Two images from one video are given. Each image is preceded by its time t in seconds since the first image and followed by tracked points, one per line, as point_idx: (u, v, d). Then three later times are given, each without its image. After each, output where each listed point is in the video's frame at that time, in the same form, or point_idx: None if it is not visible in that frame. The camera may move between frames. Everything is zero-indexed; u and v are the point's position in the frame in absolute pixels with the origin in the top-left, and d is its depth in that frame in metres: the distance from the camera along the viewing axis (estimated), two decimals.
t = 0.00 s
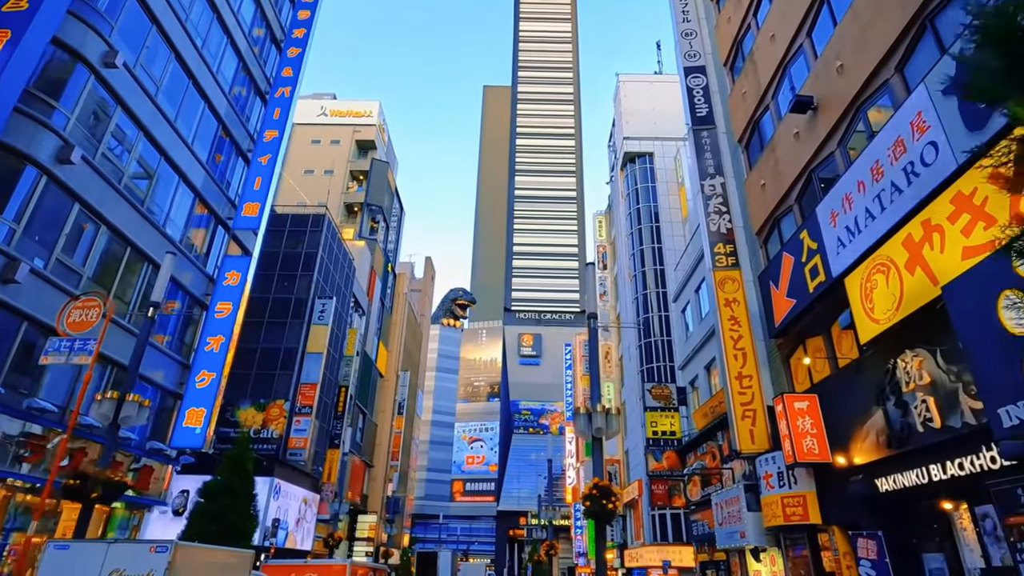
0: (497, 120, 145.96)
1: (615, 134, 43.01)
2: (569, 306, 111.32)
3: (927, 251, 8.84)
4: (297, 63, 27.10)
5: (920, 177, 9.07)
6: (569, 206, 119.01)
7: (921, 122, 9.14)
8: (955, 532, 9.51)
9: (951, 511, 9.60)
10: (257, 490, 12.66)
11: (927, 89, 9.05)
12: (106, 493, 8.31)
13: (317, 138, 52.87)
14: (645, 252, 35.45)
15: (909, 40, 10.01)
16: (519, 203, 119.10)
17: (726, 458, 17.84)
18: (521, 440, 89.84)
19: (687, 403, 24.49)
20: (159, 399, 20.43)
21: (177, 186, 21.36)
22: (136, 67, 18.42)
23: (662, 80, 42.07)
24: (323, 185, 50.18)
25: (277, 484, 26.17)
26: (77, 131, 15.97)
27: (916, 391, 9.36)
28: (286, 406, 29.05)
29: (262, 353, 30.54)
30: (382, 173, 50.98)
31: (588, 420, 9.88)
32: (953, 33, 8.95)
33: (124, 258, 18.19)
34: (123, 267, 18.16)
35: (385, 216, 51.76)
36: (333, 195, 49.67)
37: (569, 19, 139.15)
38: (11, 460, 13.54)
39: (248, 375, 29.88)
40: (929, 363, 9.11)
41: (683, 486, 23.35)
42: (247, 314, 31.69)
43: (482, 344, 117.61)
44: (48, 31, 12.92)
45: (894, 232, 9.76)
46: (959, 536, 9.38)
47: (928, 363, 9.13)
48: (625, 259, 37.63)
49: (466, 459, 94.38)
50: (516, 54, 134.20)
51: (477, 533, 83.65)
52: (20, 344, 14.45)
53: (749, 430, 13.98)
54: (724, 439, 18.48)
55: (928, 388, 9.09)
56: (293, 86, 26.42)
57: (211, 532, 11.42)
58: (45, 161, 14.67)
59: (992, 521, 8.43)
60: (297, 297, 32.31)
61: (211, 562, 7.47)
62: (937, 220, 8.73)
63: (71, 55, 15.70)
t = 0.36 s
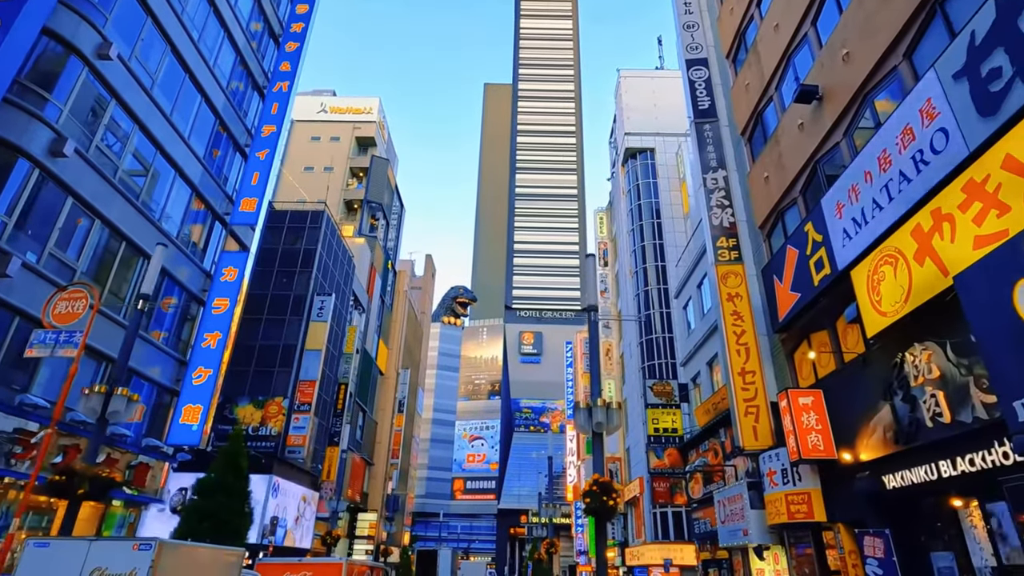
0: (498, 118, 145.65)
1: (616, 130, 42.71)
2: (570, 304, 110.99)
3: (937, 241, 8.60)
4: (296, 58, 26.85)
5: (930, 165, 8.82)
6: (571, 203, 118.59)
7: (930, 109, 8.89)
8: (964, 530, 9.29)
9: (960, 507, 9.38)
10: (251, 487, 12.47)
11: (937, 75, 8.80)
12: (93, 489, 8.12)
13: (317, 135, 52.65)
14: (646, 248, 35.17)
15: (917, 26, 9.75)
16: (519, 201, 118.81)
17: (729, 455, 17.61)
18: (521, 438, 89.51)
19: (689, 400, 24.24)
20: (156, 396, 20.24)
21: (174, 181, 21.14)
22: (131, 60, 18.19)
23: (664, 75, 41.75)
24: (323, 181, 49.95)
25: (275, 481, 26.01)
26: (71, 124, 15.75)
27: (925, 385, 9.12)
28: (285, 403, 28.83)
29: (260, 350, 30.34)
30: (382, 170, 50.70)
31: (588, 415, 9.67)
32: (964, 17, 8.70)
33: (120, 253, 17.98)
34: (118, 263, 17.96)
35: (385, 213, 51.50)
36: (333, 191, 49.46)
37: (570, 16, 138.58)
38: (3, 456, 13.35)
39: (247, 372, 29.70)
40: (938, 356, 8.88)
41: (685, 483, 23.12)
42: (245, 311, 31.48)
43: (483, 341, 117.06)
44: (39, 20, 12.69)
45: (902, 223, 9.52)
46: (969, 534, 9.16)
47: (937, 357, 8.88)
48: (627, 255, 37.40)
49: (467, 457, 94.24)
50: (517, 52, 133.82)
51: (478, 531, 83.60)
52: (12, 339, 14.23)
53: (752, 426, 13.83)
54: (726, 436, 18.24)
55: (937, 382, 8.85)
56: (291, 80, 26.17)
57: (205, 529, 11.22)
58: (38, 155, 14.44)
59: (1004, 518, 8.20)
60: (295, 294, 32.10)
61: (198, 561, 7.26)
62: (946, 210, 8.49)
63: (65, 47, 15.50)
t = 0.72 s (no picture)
0: (497, 117, 145.44)
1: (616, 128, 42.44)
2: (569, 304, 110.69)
3: (948, 232, 8.36)
4: (293, 52, 26.56)
5: (941, 154, 8.58)
6: (570, 203, 118.27)
7: (941, 96, 8.66)
8: (976, 529, 9.06)
9: (970, 506, 9.16)
10: (244, 484, 12.22)
11: (948, 61, 8.56)
12: (79, 485, 7.86)
13: (315, 133, 52.34)
14: (646, 246, 34.90)
15: (926, 13, 9.52)
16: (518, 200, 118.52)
17: (731, 454, 17.37)
18: (520, 438, 89.13)
19: (689, 398, 23.99)
20: (150, 393, 19.94)
21: (168, 176, 20.84)
22: (124, 52, 17.92)
23: (665, 73, 41.55)
24: (321, 179, 49.66)
25: (272, 480, 25.77)
26: (62, 116, 15.45)
27: (935, 380, 8.88)
28: (282, 402, 28.50)
29: (256, 348, 30.04)
30: (381, 168, 50.40)
31: (590, 410, 9.41)
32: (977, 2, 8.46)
33: (112, 248, 17.68)
34: (111, 258, 17.67)
35: (384, 211, 51.18)
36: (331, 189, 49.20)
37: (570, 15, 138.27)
38: None
39: (243, 370, 29.40)
40: (947, 350, 8.64)
41: (686, 482, 22.89)
42: (241, 308, 31.20)
43: (481, 341, 116.08)
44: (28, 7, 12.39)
45: (912, 213, 9.28)
46: (979, 533, 8.94)
47: (947, 350, 8.64)
48: (626, 253, 37.17)
49: (466, 457, 93.98)
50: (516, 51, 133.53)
51: (476, 531, 83.57)
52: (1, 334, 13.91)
53: (755, 424, 13.61)
54: (728, 434, 18.00)
55: (948, 377, 8.61)
56: (288, 75, 25.91)
57: (196, 528, 10.96)
58: (29, 147, 14.15)
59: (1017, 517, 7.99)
60: (293, 292, 31.80)
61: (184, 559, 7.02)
62: (958, 199, 8.26)
63: (56, 37, 15.23)
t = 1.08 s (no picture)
0: (498, 117, 145.19)
1: (617, 126, 42.17)
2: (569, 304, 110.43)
3: (960, 225, 8.13)
4: (291, 49, 26.35)
5: (952, 145, 8.35)
6: (570, 202, 118.00)
7: (952, 86, 8.43)
8: (987, 531, 8.82)
9: (981, 507, 8.91)
10: (238, 484, 11.98)
11: (961, 50, 8.32)
12: (64, 485, 7.61)
13: (315, 131, 52.14)
14: (647, 245, 34.65)
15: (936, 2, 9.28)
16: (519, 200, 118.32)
17: (734, 454, 17.15)
18: (521, 438, 88.80)
19: (691, 398, 23.76)
20: (146, 392, 19.69)
21: (165, 172, 20.62)
22: (119, 46, 17.71)
23: (666, 71, 41.35)
24: (321, 178, 49.43)
25: (270, 480, 25.56)
26: (56, 111, 15.24)
27: (945, 378, 8.65)
28: (279, 401, 28.23)
29: (254, 346, 29.78)
30: (381, 166, 50.18)
31: (591, 408, 9.18)
32: None
33: (106, 244, 17.45)
34: (105, 254, 17.44)
35: (383, 210, 50.92)
36: (331, 188, 48.98)
37: (570, 15, 138.05)
38: None
39: (241, 369, 29.16)
40: (958, 347, 8.40)
41: (687, 482, 22.69)
42: (239, 307, 30.97)
43: (481, 341, 116.18)
44: None
45: (921, 206, 9.06)
46: (991, 535, 8.70)
47: (958, 347, 8.40)
48: (627, 252, 36.94)
49: (465, 457, 93.66)
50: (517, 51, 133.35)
51: (476, 531, 83.44)
52: None
53: (758, 423, 13.36)
54: (730, 434, 17.77)
55: (959, 375, 8.37)
56: (286, 71, 25.69)
57: (188, 528, 10.71)
58: (21, 141, 13.92)
59: None
60: (291, 290, 31.56)
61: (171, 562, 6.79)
62: (970, 191, 8.02)
63: (50, 31, 15.02)
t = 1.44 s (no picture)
0: (496, 115, 144.94)
1: (616, 123, 41.97)
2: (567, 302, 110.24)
3: (964, 216, 7.96)
4: (287, 42, 26.11)
5: (956, 134, 8.17)
6: (569, 201, 117.75)
7: (957, 74, 8.25)
8: (989, 528, 8.67)
9: (983, 504, 8.76)
10: (228, 479, 11.76)
11: (965, 38, 8.15)
12: (46, 479, 7.41)
13: (312, 127, 51.88)
14: (645, 242, 34.49)
15: None
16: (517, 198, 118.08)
17: (731, 451, 17.02)
18: (518, 436, 88.65)
19: (689, 395, 23.61)
20: (138, 388, 19.49)
21: (158, 165, 20.38)
22: (111, 37, 17.47)
23: (665, 67, 41.16)
24: (318, 174, 49.19)
25: (264, 477, 25.35)
26: (46, 101, 14.99)
27: (946, 372, 8.48)
28: (275, 398, 28.01)
29: (249, 342, 29.57)
30: (378, 163, 49.95)
31: (586, 402, 9.01)
32: None
33: (98, 237, 17.23)
34: (97, 247, 17.22)
35: (381, 207, 50.69)
36: (328, 184, 48.71)
37: (570, 13, 137.77)
38: None
39: (236, 365, 28.93)
40: (960, 340, 8.23)
41: (684, 480, 22.57)
42: (234, 302, 30.74)
43: (479, 339, 116.01)
44: None
45: (923, 198, 8.89)
46: (993, 532, 8.56)
47: (960, 341, 8.24)
48: (625, 248, 36.75)
49: (463, 456, 93.43)
50: (516, 49, 133.10)
51: (473, 530, 83.69)
52: None
53: (756, 420, 13.20)
54: (728, 431, 17.61)
55: (961, 369, 8.20)
56: (282, 65, 25.46)
57: (176, 524, 10.49)
58: (10, 132, 13.70)
59: None
60: (287, 286, 31.33)
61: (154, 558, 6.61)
62: (974, 182, 7.85)
63: (40, 20, 14.78)
